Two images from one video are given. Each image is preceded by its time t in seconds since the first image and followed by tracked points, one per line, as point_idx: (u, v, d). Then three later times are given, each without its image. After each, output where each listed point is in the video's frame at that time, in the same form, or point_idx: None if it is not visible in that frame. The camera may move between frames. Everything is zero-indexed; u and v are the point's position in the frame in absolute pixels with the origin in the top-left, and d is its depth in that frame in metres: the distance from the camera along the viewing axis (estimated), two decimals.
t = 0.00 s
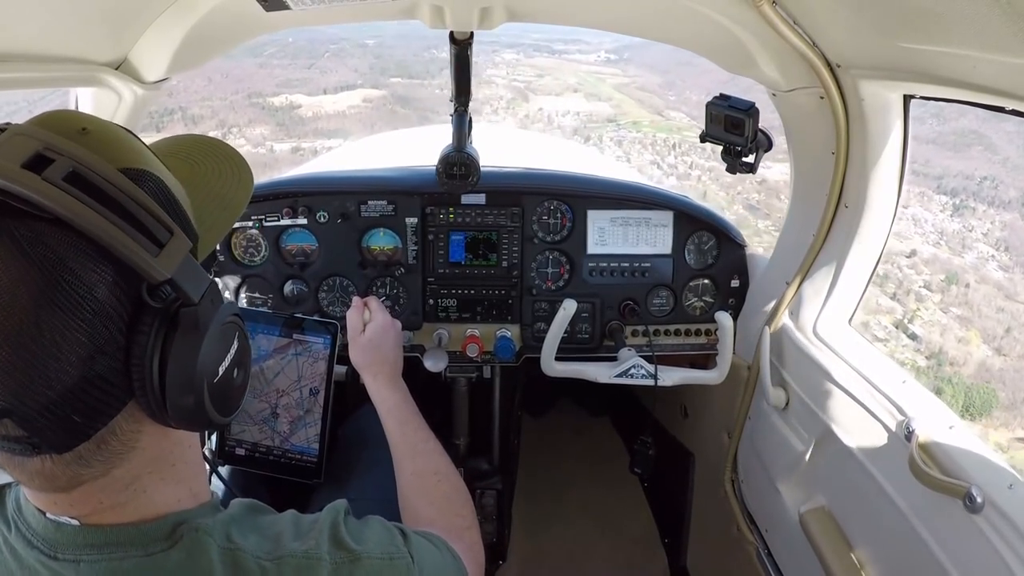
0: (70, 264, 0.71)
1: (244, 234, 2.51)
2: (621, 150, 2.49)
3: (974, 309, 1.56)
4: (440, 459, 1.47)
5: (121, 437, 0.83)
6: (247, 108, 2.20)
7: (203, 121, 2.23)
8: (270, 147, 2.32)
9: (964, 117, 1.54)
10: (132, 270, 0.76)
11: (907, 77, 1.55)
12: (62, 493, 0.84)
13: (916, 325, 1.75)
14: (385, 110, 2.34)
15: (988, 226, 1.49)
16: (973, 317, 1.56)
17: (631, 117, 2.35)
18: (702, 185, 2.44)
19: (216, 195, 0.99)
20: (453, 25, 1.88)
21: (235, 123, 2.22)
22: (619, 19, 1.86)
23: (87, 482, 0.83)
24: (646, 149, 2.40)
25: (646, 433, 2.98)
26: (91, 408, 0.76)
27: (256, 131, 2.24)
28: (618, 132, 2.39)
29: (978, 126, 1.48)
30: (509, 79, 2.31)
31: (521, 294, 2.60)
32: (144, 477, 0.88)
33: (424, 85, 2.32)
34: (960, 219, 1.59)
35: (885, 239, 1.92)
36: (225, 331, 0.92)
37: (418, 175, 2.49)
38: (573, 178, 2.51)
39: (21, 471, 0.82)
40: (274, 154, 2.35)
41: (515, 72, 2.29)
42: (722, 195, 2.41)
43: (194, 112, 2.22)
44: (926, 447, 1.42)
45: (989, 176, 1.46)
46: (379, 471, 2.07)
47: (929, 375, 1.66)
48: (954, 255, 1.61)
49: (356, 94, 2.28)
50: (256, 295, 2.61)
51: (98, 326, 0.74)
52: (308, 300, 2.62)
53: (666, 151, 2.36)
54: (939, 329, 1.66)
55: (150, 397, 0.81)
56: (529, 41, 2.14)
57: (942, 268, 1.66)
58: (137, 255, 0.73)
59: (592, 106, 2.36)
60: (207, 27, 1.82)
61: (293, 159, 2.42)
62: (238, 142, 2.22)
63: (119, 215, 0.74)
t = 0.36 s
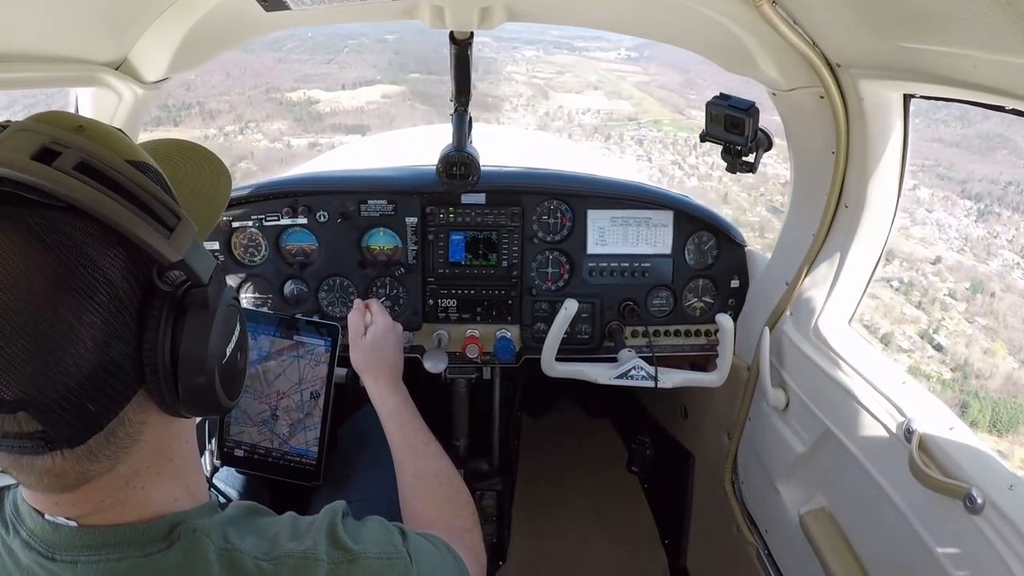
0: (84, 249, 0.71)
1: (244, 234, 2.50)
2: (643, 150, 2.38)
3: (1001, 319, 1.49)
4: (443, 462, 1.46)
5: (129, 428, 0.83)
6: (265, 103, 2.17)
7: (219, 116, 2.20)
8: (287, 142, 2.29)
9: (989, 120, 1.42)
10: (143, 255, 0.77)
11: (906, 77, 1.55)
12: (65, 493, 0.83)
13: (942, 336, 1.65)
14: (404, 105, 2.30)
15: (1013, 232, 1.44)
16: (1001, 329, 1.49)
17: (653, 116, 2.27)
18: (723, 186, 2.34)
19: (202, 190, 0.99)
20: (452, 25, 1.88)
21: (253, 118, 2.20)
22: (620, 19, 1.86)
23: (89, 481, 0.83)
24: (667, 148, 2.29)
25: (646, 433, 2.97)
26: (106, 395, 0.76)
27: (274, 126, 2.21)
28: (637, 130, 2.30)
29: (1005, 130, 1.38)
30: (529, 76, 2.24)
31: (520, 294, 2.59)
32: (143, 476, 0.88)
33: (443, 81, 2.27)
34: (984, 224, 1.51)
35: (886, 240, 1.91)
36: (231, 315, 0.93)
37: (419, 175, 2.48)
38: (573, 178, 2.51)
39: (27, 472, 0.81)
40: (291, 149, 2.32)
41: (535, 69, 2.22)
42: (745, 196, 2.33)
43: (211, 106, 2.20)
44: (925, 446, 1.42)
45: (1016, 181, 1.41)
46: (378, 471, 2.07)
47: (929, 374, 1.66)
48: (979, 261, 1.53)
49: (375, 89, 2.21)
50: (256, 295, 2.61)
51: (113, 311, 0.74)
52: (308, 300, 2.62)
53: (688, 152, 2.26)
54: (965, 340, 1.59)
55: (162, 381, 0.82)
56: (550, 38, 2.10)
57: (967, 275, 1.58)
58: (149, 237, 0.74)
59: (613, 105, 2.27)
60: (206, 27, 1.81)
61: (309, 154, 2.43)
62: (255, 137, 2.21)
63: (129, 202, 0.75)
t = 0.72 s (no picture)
0: (84, 263, 0.71)
1: (244, 234, 2.51)
2: (657, 152, 2.39)
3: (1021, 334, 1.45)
4: (441, 467, 1.46)
5: (133, 438, 0.83)
6: (278, 98, 2.21)
7: (231, 110, 2.19)
8: (299, 138, 2.32)
9: (1007, 129, 1.40)
10: (145, 268, 0.76)
11: (906, 78, 1.55)
12: (71, 499, 0.83)
13: (959, 349, 1.61)
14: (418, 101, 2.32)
15: None
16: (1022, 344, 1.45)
17: (668, 117, 2.25)
18: (738, 192, 2.36)
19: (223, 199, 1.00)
20: (453, 26, 1.88)
21: (266, 112, 2.22)
22: (620, 19, 1.86)
23: (96, 488, 0.83)
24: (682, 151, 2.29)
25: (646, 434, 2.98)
26: (105, 407, 0.76)
27: (286, 121, 2.25)
28: (653, 133, 2.33)
29: None
30: (544, 75, 2.23)
31: (520, 294, 2.59)
32: (153, 483, 0.88)
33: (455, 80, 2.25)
34: (1003, 234, 1.48)
35: (886, 239, 1.91)
36: (237, 329, 0.92)
37: (419, 175, 2.48)
38: (573, 178, 2.51)
39: (30, 477, 0.82)
40: (303, 145, 2.35)
41: (551, 68, 2.22)
42: (761, 203, 2.34)
43: (223, 101, 2.19)
44: (925, 445, 1.42)
45: None
46: (379, 472, 2.07)
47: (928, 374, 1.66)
48: (997, 272, 1.51)
49: (388, 85, 2.23)
50: (257, 296, 2.60)
51: (113, 325, 0.74)
52: (308, 300, 2.61)
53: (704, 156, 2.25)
54: (983, 355, 1.55)
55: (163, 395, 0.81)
56: (566, 36, 2.12)
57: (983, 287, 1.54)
58: (149, 250, 0.73)
59: (627, 106, 2.28)
60: (206, 28, 1.82)
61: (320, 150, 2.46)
62: (267, 131, 2.24)
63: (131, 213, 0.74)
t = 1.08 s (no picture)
0: (88, 274, 0.71)
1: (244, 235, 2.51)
2: (652, 160, 2.44)
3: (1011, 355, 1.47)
4: (444, 467, 1.46)
5: (135, 445, 0.83)
6: (270, 91, 2.18)
7: (224, 103, 2.21)
8: (291, 134, 2.32)
9: (1003, 148, 1.42)
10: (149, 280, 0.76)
11: (906, 77, 1.55)
12: (72, 502, 0.83)
13: (952, 372, 1.61)
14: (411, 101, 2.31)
15: None
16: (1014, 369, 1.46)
17: (663, 125, 2.30)
18: (733, 204, 2.43)
19: (232, 204, 1.00)
20: (453, 26, 1.89)
21: (256, 106, 2.20)
22: (620, 20, 1.86)
23: (98, 492, 0.83)
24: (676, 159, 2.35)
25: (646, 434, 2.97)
26: (106, 417, 0.76)
27: (278, 115, 2.23)
28: (648, 140, 2.35)
29: (1020, 158, 1.39)
30: (540, 77, 2.27)
31: (520, 295, 2.59)
32: (155, 487, 0.88)
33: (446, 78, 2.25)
34: (995, 255, 1.50)
35: (886, 239, 1.91)
36: (242, 341, 0.92)
37: (419, 175, 2.48)
38: (573, 178, 2.51)
39: (32, 479, 0.82)
40: (294, 141, 2.36)
41: (546, 71, 2.25)
42: (755, 215, 2.39)
43: (215, 94, 2.22)
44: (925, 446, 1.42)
45: None
46: (379, 473, 2.07)
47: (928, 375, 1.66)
48: (988, 293, 1.52)
49: (382, 83, 2.23)
50: (256, 296, 2.60)
51: (115, 336, 0.74)
52: (308, 301, 2.61)
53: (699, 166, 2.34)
54: (976, 378, 1.55)
55: (165, 407, 0.81)
56: (563, 40, 2.14)
57: (976, 308, 1.55)
58: (152, 263, 0.73)
59: (623, 113, 2.33)
60: (206, 27, 1.82)
61: (311, 148, 2.45)
62: (258, 126, 2.23)
63: (135, 224, 0.74)
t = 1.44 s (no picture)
0: (90, 266, 0.71)
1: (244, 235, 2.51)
2: (640, 158, 2.48)
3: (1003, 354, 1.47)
4: (444, 462, 1.46)
5: (135, 438, 0.83)
6: (253, 90, 2.20)
7: (206, 103, 2.22)
8: (274, 133, 2.30)
9: (990, 146, 1.45)
10: (151, 273, 0.76)
11: (907, 77, 1.55)
12: (71, 495, 0.83)
13: (946, 372, 1.61)
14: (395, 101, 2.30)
15: (1014, 261, 1.44)
16: (1008, 369, 1.46)
17: (651, 123, 2.32)
18: (722, 202, 2.47)
19: (232, 202, 1.00)
20: (453, 25, 1.88)
21: (240, 105, 2.21)
22: (619, 19, 1.86)
23: (98, 485, 0.83)
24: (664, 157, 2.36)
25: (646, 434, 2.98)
26: (107, 408, 0.76)
27: (262, 114, 2.23)
28: (636, 137, 2.36)
29: (1007, 156, 1.40)
30: (525, 75, 2.30)
31: (521, 294, 2.59)
32: (153, 482, 0.88)
33: (436, 77, 2.26)
34: (985, 251, 1.51)
35: (886, 239, 1.91)
36: (242, 335, 0.92)
37: (418, 175, 2.48)
38: (573, 178, 2.51)
39: (32, 471, 0.82)
40: (277, 141, 2.32)
41: (532, 68, 2.28)
42: (744, 213, 2.44)
43: (197, 93, 2.23)
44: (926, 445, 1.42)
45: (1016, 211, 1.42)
46: (379, 472, 2.07)
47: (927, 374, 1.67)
48: (980, 291, 1.53)
49: (367, 81, 2.26)
50: (256, 296, 2.60)
51: (117, 327, 0.74)
52: (308, 300, 2.61)
53: (687, 163, 2.36)
54: (970, 378, 1.54)
55: (166, 398, 0.81)
56: (547, 39, 2.15)
57: (969, 307, 1.56)
58: (154, 256, 0.73)
59: (610, 110, 2.35)
60: (206, 28, 1.81)
61: (294, 148, 2.38)
62: (242, 125, 2.23)
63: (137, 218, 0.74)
